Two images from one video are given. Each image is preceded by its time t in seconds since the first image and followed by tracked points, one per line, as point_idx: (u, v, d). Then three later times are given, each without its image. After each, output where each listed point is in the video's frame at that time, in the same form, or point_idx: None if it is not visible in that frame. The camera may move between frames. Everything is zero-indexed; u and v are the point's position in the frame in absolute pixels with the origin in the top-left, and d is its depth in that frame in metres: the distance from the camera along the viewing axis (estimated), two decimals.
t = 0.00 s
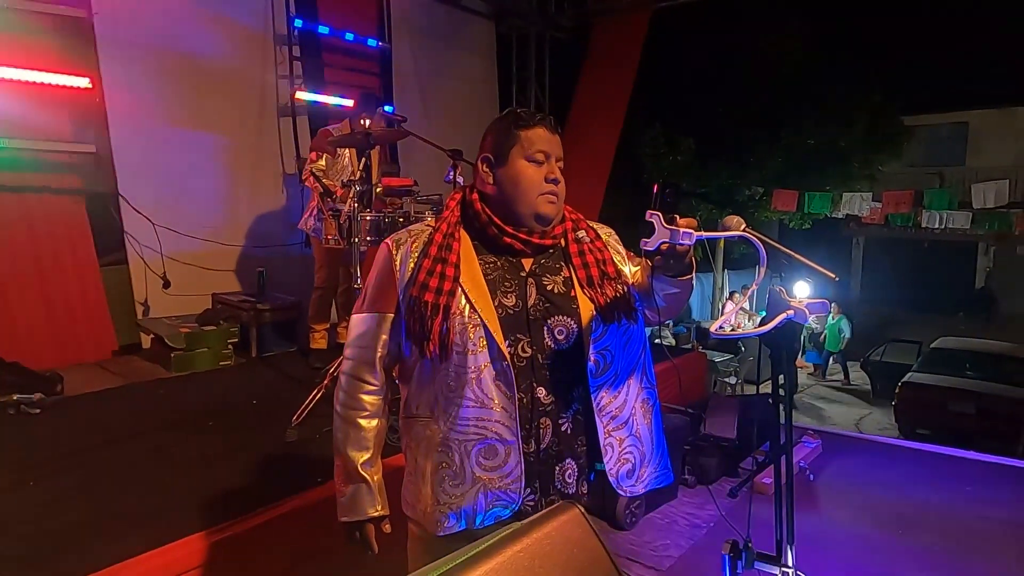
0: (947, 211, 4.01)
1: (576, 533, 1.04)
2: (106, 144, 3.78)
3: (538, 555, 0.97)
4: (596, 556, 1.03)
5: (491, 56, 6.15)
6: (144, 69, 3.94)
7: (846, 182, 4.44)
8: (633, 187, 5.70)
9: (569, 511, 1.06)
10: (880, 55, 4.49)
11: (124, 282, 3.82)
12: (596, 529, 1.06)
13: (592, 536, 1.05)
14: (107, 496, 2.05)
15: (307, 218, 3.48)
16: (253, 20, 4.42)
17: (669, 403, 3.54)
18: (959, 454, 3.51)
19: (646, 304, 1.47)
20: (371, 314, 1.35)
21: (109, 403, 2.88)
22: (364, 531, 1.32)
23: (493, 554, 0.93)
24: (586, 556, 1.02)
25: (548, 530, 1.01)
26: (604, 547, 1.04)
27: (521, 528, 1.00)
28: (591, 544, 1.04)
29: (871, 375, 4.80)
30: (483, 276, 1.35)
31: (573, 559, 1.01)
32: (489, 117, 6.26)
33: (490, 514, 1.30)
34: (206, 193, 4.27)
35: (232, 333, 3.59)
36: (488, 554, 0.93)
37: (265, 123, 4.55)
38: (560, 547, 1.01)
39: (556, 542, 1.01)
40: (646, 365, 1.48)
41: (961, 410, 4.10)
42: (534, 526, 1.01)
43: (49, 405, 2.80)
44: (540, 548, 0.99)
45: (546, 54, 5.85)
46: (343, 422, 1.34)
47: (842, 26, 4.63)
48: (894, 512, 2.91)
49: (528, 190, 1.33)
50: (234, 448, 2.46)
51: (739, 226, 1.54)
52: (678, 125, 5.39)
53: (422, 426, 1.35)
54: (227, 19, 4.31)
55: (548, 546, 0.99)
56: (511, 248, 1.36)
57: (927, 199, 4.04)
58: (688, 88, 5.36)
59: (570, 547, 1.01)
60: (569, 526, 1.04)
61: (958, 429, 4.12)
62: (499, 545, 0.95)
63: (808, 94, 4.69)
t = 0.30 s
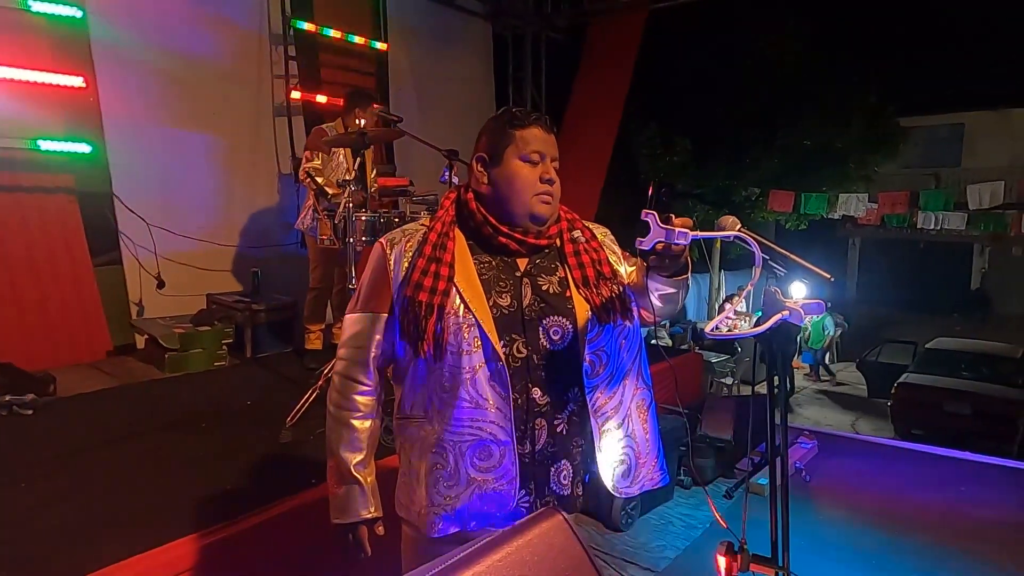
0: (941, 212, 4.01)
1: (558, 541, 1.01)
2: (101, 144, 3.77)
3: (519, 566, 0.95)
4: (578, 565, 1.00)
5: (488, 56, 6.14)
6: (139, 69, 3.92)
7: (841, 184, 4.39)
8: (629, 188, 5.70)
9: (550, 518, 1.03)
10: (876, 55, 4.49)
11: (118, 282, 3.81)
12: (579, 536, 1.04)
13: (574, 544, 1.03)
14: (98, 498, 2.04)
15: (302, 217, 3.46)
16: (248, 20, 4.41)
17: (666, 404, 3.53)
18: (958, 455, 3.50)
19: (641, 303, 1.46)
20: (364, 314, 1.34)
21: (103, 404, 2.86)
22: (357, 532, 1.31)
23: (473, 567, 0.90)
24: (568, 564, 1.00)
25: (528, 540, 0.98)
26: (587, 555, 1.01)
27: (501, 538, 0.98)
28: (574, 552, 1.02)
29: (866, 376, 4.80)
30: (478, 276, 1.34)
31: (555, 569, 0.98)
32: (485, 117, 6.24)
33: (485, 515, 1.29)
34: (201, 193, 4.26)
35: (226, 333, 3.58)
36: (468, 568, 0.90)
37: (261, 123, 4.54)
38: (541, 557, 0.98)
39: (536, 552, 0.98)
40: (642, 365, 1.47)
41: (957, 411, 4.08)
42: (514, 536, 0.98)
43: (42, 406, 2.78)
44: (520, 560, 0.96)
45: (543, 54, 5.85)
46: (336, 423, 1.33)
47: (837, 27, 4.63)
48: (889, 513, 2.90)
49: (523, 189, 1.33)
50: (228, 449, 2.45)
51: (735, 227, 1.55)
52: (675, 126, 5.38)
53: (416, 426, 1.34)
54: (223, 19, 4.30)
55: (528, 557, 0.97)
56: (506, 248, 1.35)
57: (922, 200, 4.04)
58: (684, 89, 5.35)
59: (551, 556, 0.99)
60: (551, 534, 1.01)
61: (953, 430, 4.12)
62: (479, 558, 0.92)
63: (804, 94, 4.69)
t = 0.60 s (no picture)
0: (937, 212, 4.02)
1: (537, 548, 1.02)
2: (93, 144, 3.75)
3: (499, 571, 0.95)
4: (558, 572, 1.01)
5: (482, 56, 6.13)
6: (132, 68, 3.90)
7: (835, 184, 4.40)
8: (624, 188, 5.70)
9: (529, 526, 1.04)
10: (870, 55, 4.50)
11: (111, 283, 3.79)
12: (558, 543, 1.05)
13: (554, 551, 1.03)
14: (88, 501, 2.02)
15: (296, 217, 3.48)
16: (241, 20, 4.40)
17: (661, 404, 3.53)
18: (953, 454, 3.51)
19: (634, 304, 1.46)
20: (355, 316, 1.33)
21: (95, 405, 2.84)
22: (349, 535, 1.31)
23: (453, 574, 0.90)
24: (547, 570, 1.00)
25: (508, 546, 0.98)
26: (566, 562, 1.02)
27: (480, 545, 0.98)
28: (553, 559, 1.02)
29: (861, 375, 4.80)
30: (470, 276, 1.33)
31: None
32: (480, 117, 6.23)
33: (477, 517, 1.29)
34: (194, 193, 4.24)
35: (219, 335, 3.56)
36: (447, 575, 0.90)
37: (254, 123, 4.52)
38: (521, 563, 0.98)
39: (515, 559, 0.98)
40: (635, 365, 1.47)
41: (950, 410, 4.11)
42: (493, 543, 0.98)
43: (33, 408, 2.76)
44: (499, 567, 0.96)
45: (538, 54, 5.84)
46: (327, 425, 1.32)
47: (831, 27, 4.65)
48: (883, 512, 2.91)
49: (514, 190, 1.32)
50: (220, 450, 2.44)
51: (727, 227, 1.55)
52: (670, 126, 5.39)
53: (408, 428, 1.34)
54: (216, 19, 4.28)
55: (509, 563, 0.97)
56: (498, 248, 1.34)
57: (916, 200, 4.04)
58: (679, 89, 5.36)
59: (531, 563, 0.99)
60: (530, 542, 1.01)
61: (946, 429, 4.13)
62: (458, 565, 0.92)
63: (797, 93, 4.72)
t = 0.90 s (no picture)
0: (929, 211, 4.07)
1: (508, 552, 0.95)
2: (84, 145, 3.74)
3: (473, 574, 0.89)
4: None
5: (477, 56, 6.13)
6: (123, 69, 3.89)
7: (830, 184, 4.39)
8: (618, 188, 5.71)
9: (504, 529, 0.98)
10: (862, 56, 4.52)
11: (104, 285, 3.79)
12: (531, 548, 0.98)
13: (528, 556, 0.97)
14: (77, 504, 2.01)
15: (289, 218, 3.47)
16: (233, 20, 4.39)
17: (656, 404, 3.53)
18: (949, 453, 3.51)
19: (626, 304, 1.45)
20: (345, 318, 1.33)
21: (88, 407, 2.84)
22: (341, 538, 1.30)
23: None
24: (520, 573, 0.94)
25: (480, 549, 0.92)
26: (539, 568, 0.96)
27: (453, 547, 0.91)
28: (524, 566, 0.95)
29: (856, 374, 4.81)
30: (461, 277, 1.33)
31: None
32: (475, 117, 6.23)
33: (468, 519, 1.29)
34: (187, 194, 4.22)
35: (213, 336, 3.55)
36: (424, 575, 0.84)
37: (247, 123, 4.51)
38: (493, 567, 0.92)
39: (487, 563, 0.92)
40: (627, 365, 1.47)
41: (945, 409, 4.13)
42: (467, 545, 0.92)
43: (25, 410, 2.76)
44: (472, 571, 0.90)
45: (532, 54, 5.84)
46: (317, 428, 1.31)
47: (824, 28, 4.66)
48: (877, 511, 2.92)
49: (504, 190, 1.32)
50: (213, 452, 2.43)
51: (718, 227, 1.55)
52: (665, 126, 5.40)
53: (399, 430, 1.33)
54: (207, 19, 4.27)
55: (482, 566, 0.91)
56: (489, 249, 1.34)
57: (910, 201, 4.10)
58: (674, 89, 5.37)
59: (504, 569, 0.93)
60: (502, 546, 0.95)
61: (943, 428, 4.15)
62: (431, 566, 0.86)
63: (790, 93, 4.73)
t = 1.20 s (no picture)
0: (922, 212, 4.16)
1: (478, 550, 0.97)
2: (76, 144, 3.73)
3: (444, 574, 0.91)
4: None
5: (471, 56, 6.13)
6: (116, 68, 3.88)
7: (825, 184, 4.46)
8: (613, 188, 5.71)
9: (474, 529, 0.98)
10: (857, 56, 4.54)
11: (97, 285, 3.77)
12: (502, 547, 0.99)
13: (497, 554, 0.98)
14: (68, 504, 2.01)
15: (281, 216, 3.47)
16: (227, 19, 4.37)
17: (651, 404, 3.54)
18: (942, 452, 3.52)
19: (617, 304, 1.45)
20: (336, 318, 1.33)
21: (80, 408, 2.83)
22: (332, 539, 1.30)
23: None
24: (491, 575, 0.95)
25: (449, 548, 0.94)
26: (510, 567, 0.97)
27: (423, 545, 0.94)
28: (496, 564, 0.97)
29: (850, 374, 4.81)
30: (451, 277, 1.32)
31: None
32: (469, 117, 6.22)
33: (459, 520, 1.29)
34: (180, 194, 4.21)
35: (206, 336, 3.55)
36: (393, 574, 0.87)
37: (241, 123, 4.50)
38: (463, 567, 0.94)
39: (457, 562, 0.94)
40: (618, 365, 1.47)
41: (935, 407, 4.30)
42: (438, 542, 0.94)
43: (17, 411, 2.75)
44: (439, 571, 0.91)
45: (527, 54, 5.84)
46: (308, 429, 1.31)
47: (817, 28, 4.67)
48: (869, 511, 2.92)
49: (495, 191, 1.32)
50: (205, 453, 2.42)
51: (708, 226, 1.56)
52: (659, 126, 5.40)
53: (390, 430, 1.33)
54: (201, 18, 4.25)
55: (450, 567, 0.92)
56: (480, 249, 1.34)
57: (903, 202, 4.19)
58: (670, 89, 5.38)
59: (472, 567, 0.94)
60: (472, 545, 0.96)
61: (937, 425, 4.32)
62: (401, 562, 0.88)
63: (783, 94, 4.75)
